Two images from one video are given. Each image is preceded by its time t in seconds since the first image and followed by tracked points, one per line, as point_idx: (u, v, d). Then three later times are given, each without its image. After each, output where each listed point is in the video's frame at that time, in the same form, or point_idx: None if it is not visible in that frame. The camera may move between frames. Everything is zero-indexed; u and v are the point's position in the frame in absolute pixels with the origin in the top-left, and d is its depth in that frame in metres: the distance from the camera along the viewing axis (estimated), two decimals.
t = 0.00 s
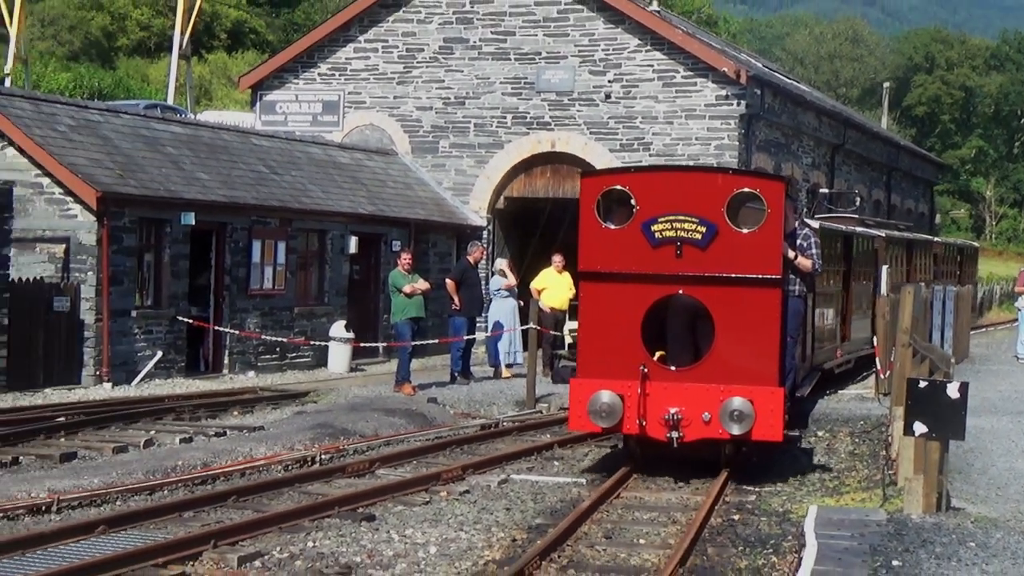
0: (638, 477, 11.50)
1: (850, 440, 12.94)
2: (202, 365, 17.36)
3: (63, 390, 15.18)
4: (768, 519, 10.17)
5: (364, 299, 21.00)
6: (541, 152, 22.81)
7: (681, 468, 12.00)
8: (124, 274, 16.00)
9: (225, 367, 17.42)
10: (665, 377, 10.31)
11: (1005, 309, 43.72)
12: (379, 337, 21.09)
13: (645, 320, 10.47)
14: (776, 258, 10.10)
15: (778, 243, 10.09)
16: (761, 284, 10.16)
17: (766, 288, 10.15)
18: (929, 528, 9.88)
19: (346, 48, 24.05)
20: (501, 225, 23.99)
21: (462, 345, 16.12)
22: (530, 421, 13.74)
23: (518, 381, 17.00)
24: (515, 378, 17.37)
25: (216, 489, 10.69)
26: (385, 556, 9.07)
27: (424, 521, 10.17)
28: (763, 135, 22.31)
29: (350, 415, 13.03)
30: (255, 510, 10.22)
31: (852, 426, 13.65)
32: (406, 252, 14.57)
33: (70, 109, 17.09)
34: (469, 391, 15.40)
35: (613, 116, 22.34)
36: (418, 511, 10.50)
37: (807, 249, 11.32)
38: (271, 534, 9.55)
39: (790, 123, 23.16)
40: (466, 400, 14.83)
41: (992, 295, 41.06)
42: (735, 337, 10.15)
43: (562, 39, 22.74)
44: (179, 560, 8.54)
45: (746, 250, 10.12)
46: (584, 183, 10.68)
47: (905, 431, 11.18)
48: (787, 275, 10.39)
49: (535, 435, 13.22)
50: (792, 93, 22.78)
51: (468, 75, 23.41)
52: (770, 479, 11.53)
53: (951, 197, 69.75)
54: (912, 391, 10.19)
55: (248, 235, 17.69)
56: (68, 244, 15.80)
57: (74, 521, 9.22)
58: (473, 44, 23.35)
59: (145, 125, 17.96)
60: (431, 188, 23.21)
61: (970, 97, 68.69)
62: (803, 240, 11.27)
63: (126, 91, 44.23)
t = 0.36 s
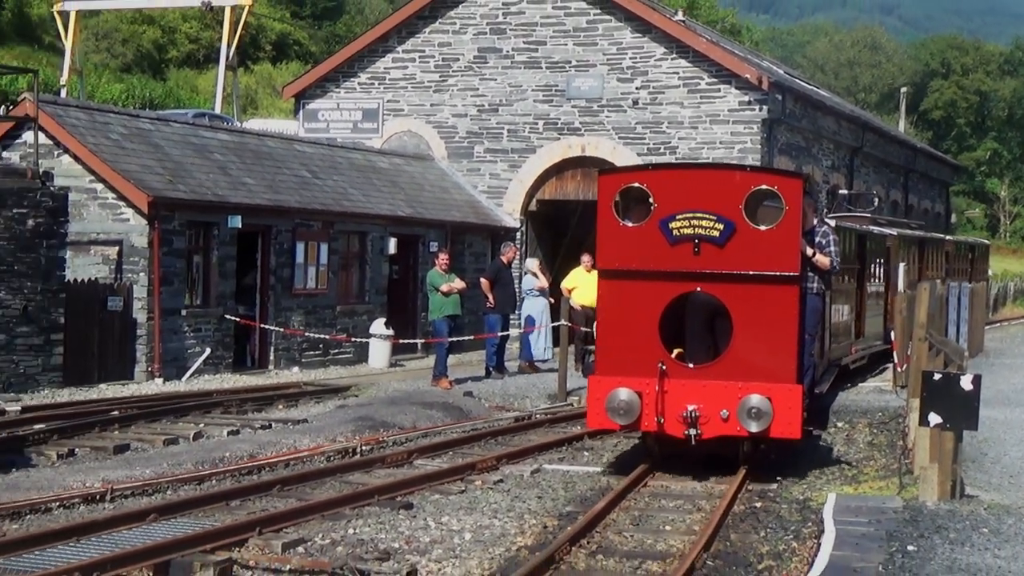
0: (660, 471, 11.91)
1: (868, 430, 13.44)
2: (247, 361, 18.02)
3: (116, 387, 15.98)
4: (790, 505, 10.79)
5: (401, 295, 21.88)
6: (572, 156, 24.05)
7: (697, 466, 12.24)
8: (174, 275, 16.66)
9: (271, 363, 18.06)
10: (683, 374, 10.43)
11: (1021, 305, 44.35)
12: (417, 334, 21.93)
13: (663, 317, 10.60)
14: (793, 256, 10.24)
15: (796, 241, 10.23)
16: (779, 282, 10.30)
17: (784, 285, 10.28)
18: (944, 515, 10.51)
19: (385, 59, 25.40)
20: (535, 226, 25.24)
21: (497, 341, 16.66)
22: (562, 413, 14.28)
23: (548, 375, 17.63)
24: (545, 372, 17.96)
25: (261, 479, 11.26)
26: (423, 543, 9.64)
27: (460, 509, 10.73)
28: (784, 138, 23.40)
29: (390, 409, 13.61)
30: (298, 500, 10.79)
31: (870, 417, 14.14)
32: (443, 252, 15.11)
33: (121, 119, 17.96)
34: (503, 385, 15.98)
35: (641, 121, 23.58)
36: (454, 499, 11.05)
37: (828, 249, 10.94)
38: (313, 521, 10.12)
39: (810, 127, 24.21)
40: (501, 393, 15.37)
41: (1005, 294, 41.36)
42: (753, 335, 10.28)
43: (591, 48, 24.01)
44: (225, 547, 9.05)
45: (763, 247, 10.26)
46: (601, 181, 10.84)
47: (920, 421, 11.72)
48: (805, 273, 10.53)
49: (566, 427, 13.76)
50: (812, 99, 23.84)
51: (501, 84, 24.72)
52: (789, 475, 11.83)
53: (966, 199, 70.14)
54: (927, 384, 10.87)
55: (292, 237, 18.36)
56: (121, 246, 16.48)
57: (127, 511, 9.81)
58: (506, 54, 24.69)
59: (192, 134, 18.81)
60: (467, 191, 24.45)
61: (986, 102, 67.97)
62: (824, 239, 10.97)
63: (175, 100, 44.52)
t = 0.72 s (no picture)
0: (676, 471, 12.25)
1: (879, 423, 14.05)
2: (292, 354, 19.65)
3: (167, 379, 17.55)
4: (807, 497, 11.43)
5: (437, 292, 24.05)
6: (598, 162, 26.31)
7: (712, 465, 12.59)
8: (222, 274, 18.11)
9: (313, 357, 19.81)
10: (696, 373, 10.67)
11: None
12: (451, 330, 24.03)
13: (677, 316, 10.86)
14: (806, 256, 10.47)
15: (809, 241, 10.45)
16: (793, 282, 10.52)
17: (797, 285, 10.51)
18: (951, 505, 11.18)
19: (422, 70, 27.71)
20: (563, 229, 27.52)
21: (526, 337, 17.79)
22: (589, 405, 14.97)
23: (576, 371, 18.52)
24: (571, 368, 18.76)
25: (303, 467, 11.94)
26: (455, 528, 10.30)
27: (491, 496, 11.37)
28: (800, 145, 25.43)
29: (425, 401, 14.38)
30: (338, 487, 11.47)
31: (881, 410, 14.74)
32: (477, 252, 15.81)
33: (172, 126, 19.69)
34: (533, 379, 16.71)
35: (664, 129, 25.74)
36: (485, 487, 11.70)
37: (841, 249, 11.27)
38: (351, 507, 10.79)
39: (825, 135, 26.21)
40: (530, 387, 16.08)
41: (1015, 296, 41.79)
42: (766, 335, 10.51)
43: (618, 61, 26.22)
44: (269, 532, 9.77)
45: (775, 248, 10.49)
46: (615, 181, 11.09)
47: (929, 415, 12.34)
48: (817, 273, 10.73)
49: (592, 419, 14.42)
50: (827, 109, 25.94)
51: (533, 94, 26.99)
52: (802, 475, 12.22)
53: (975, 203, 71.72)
54: (936, 378, 11.53)
55: (334, 238, 20.06)
56: (172, 246, 17.98)
57: (176, 497, 10.54)
58: (537, 65, 26.96)
59: (238, 141, 20.49)
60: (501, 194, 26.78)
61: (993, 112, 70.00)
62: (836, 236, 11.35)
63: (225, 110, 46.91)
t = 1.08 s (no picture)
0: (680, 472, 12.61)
1: (881, 419, 14.70)
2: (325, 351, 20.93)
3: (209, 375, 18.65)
4: (813, 489, 12.11)
5: (461, 296, 25.28)
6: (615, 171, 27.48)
7: (715, 464, 12.97)
8: (258, 276, 19.20)
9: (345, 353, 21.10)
10: (700, 376, 11.07)
11: None
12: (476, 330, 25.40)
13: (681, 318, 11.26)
14: (809, 260, 10.84)
15: (812, 244, 10.83)
16: (796, 284, 10.90)
17: (801, 288, 10.88)
18: (951, 497, 11.84)
19: (449, 83, 29.15)
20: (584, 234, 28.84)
21: (547, 335, 18.60)
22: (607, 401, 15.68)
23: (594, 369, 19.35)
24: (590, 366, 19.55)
25: (336, 459, 12.64)
26: (480, 517, 10.95)
27: (513, 487, 12.04)
28: (809, 155, 26.49)
29: (451, 397, 15.18)
30: (369, 478, 12.16)
31: (884, 406, 15.39)
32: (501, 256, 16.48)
33: (213, 137, 20.92)
34: (553, 376, 17.46)
35: (678, 140, 26.86)
36: (508, 478, 12.37)
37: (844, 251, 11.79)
38: (382, 497, 11.49)
39: (832, 145, 27.31)
40: (551, 383, 16.84)
41: (1011, 296, 42.60)
42: (769, 338, 10.89)
43: (634, 74, 27.39)
44: (302, 520, 10.47)
45: (779, 251, 10.88)
46: (622, 184, 11.51)
47: (929, 412, 12.96)
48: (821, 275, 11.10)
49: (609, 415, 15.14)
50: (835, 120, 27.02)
51: (553, 105, 28.28)
52: (803, 476, 12.61)
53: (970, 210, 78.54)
54: (936, 376, 12.18)
55: (364, 242, 21.30)
56: (212, 250, 19.10)
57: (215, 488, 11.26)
58: (557, 78, 28.25)
59: (273, 150, 21.77)
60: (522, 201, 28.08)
61: (992, 120, 75.96)
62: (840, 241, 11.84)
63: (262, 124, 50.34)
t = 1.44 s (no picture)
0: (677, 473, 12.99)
1: (876, 413, 15.45)
2: (349, 351, 22.67)
3: (238, 373, 19.84)
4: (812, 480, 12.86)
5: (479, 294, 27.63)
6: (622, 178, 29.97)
7: (712, 466, 13.32)
8: (286, 278, 20.69)
9: (368, 352, 22.82)
10: (698, 377, 11.32)
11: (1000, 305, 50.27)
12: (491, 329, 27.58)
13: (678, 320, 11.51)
14: (805, 262, 11.06)
15: (808, 246, 11.05)
16: (793, 285, 11.12)
17: (797, 289, 11.11)
18: (944, 486, 12.59)
19: (464, 96, 31.68)
20: (591, 237, 31.29)
21: (558, 334, 19.43)
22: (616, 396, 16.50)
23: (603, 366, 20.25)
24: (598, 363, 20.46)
25: (362, 451, 13.47)
26: (497, 506, 11.68)
27: (528, 478, 12.81)
28: (804, 162, 28.94)
29: (469, 393, 16.09)
30: (392, 469, 12.96)
31: (878, 400, 16.16)
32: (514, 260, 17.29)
33: (242, 146, 22.54)
34: (564, 372, 18.34)
35: (681, 148, 29.40)
36: (523, 469, 13.16)
37: (839, 252, 12.35)
38: (406, 487, 12.31)
39: (826, 152, 29.84)
40: (563, 379, 17.73)
41: (997, 296, 43.61)
42: (765, 340, 11.14)
43: (640, 87, 29.90)
44: (330, 510, 11.19)
45: (775, 252, 11.11)
46: (619, 187, 11.77)
47: (922, 405, 13.64)
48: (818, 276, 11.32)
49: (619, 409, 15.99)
50: (828, 129, 29.61)
51: (563, 117, 30.83)
52: (801, 477, 13.01)
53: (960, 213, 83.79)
54: (929, 372, 12.89)
55: (385, 246, 23.09)
56: (241, 255, 20.49)
57: (248, 479, 12.03)
58: (567, 91, 30.79)
59: (300, 159, 23.47)
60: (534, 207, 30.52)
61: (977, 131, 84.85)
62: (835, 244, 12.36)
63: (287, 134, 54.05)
